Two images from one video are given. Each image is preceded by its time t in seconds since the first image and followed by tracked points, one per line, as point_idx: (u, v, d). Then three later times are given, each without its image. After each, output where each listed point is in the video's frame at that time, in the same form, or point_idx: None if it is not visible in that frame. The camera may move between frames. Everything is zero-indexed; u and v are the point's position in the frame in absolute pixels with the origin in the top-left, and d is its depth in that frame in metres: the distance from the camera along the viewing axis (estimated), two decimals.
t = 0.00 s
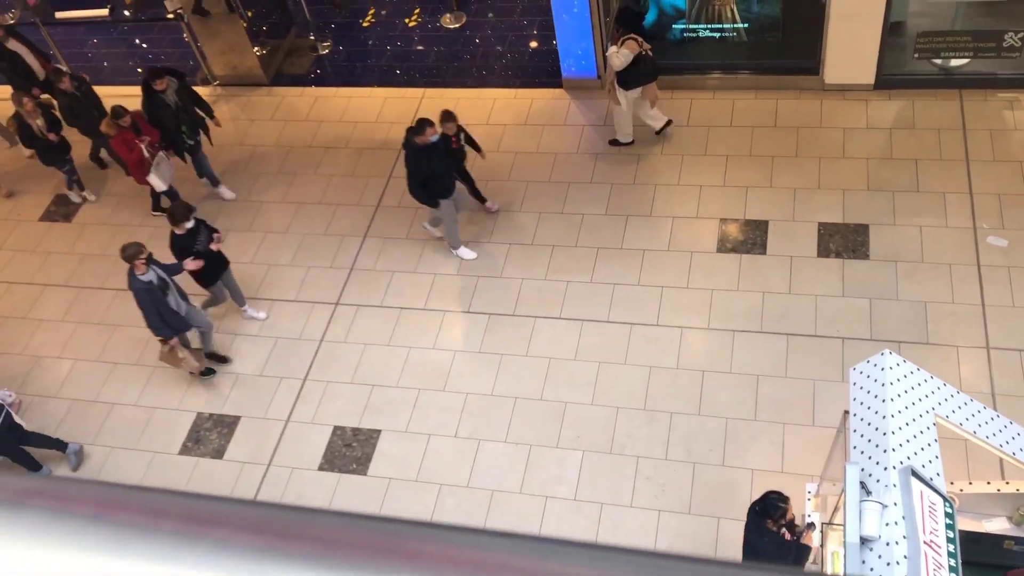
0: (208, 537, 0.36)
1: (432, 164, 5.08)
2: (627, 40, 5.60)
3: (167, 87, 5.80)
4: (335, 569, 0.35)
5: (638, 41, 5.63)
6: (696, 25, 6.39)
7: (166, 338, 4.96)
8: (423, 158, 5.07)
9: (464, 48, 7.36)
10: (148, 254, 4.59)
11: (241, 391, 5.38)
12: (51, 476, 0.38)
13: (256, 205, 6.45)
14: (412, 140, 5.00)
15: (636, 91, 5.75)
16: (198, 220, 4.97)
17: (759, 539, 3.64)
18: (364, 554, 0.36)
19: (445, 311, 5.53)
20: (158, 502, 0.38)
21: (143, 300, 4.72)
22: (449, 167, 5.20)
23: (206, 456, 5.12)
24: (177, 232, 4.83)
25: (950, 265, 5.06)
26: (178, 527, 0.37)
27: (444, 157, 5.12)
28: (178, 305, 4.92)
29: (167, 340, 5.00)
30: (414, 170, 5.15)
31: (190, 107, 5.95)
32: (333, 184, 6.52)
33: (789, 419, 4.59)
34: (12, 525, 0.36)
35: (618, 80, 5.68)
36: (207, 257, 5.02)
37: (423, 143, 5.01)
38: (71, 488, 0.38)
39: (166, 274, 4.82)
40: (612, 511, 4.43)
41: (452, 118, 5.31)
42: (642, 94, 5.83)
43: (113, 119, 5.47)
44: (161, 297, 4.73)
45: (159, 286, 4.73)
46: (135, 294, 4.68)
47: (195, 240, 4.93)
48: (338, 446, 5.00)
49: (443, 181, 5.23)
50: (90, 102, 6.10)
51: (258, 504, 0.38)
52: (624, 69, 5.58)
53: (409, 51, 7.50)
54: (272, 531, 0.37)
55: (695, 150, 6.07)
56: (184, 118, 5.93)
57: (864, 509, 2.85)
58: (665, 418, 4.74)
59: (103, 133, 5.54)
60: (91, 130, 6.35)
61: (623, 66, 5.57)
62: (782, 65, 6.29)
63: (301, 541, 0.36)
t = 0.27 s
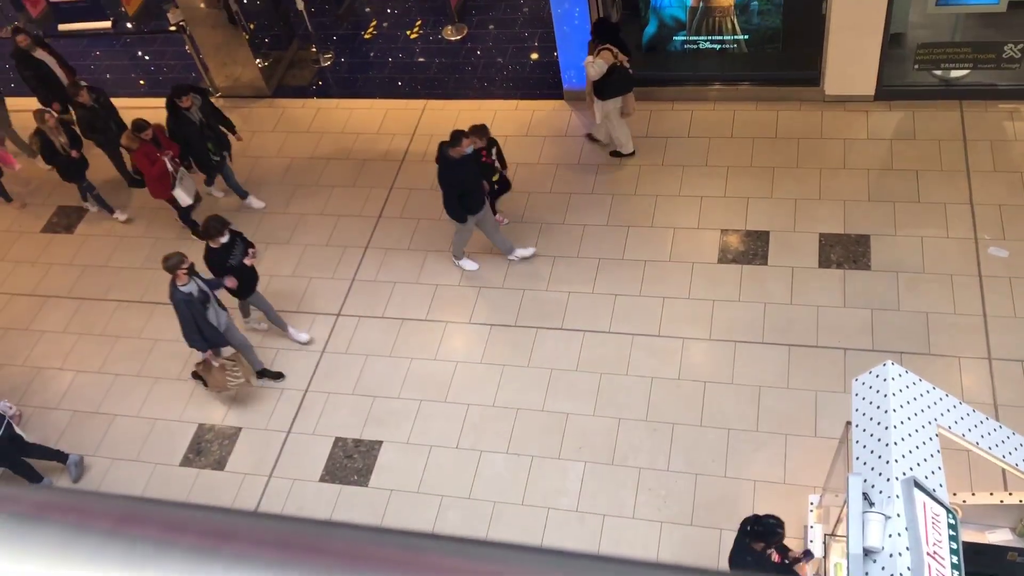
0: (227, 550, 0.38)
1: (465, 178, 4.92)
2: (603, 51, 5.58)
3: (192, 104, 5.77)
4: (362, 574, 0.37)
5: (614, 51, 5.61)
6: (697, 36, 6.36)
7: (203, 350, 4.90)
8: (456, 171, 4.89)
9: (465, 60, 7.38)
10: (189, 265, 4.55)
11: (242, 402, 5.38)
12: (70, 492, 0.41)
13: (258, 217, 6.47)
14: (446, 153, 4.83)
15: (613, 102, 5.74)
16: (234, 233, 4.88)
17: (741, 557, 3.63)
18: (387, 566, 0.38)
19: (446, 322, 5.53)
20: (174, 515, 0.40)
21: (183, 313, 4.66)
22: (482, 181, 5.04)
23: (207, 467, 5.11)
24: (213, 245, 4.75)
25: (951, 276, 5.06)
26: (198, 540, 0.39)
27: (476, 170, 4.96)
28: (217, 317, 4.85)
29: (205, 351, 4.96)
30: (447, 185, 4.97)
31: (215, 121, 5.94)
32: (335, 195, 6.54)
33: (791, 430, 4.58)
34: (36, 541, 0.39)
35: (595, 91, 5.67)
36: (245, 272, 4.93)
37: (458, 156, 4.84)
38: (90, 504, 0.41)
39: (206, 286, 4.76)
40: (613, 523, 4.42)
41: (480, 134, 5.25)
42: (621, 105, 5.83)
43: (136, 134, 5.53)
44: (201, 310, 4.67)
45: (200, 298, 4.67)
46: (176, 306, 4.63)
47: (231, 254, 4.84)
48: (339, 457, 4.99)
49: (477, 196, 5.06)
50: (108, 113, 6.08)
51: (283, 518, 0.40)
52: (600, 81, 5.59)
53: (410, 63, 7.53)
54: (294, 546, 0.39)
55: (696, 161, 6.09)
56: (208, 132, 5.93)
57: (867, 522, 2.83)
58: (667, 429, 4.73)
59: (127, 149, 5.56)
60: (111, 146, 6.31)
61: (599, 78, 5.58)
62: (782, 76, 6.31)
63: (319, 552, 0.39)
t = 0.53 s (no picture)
0: (222, 569, 0.39)
1: (487, 190, 4.94)
2: (566, 60, 5.56)
3: (197, 120, 5.73)
4: None
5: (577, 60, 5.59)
6: (682, 47, 6.40)
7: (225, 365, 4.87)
8: (477, 184, 4.94)
9: (452, 74, 7.41)
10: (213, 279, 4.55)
11: (233, 418, 5.36)
12: (64, 516, 0.42)
13: (246, 233, 6.45)
14: (468, 164, 4.88)
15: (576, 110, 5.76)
16: (258, 252, 4.85)
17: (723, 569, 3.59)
18: None
19: (436, 336, 5.52)
20: (174, 537, 0.42)
21: (205, 327, 4.65)
22: (504, 194, 5.06)
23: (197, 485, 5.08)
24: (237, 264, 4.70)
25: (938, 283, 5.09)
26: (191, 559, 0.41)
27: (497, 183, 4.99)
28: (234, 331, 4.89)
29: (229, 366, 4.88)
30: (468, 198, 5.01)
31: (225, 139, 5.96)
32: (323, 210, 6.53)
33: (782, 439, 4.59)
34: (25, 565, 0.39)
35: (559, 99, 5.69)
36: (267, 290, 4.90)
37: (480, 167, 4.87)
38: (79, 528, 0.42)
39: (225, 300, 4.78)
40: (607, 534, 4.41)
41: (514, 159, 5.16)
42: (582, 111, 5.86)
43: (146, 152, 5.45)
44: (223, 324, 4.67)
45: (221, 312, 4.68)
46: (197, 319, 4.63)
47: (255, 273, 4.80)
48: (330, 473, 4.97)
49: (500, 209, 5.09)
50: (114, 134, 6.11)
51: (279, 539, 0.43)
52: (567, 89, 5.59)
53: (397, 78, 7.54)
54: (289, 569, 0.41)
55: (683, 172, 6.11)
56: (218, 150, 5.94)
57: (859, 530, 2.84)
58: (659, 440, 4.73)
59: (137, 168, 5.50)
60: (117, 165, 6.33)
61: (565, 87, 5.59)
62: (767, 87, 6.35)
63: (311, 573, 0.40)
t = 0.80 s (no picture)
0: None
1: (486, 208, 4.85)
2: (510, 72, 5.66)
3: (186, 143, 5.64)
4: None
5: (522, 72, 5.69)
6: (642, 59, 6.48)
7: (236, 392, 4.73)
8: (475, 202, 4.83)
9: (415, 91, 7.42)
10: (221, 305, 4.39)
11: (203, 443, 5.30)
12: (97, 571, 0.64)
13: (212, 255, 6.40)
14: (465, 183, 4.78)
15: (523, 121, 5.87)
16: (260, 274, 4.77)
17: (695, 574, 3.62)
18: None
19: (407, 353, 5.51)
20: None
21: (217, 355, 4.49)
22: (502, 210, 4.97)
23: (169, 512, 5.01)
24: (241, 288, 4.62)
25: (901, 283, 5.17)
26: None
27: (496, 201, 4.89)
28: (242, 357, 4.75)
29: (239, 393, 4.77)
30: (463, 216, 4.91)
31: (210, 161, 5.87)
32: (289, 230, 6.50)
33: (753, 443, 4.63)
34: None
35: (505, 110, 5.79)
36: (271, 313, 4.83)
37: (478, 187, 4.78)
38: None
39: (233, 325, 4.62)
40: (584, 545, 4.41)
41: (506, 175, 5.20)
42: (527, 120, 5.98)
43: (134, 174, 5.41)
44: (236, 350, 4.52)
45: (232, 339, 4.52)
46: (208, 348, 4.46)
47: (258, 295, 4.72)
48: (304, 495, 4.93)
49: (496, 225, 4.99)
50: (93, 159, 6.06)
51: None
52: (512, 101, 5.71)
53: (359, 96, 7.54)
54: None
55: (647, 182, 6.16)
56: (205, 173, 5.84)
57: (832, 530, 2.87)
58: (632, 448, 4.75)
59: (124, 191, 5.44)
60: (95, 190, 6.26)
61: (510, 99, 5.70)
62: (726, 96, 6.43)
63: None
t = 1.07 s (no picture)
0: None
1: (463, 225, 4.84)
2: (425, 89, 5.68)
3: (141, 164, 5.50)
4: None
5: (437, 88, 5.72)
6: (575, 68, 6.66)
7: (221, 416, 4.67)
8: (451, 220, 4.84)
9: (350, 107, 7.36)
10: (201, 328, 4.34)
11: (147, 476, 5.16)
12: None
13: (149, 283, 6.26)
14: (440, 201, 4.78)
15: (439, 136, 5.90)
16: (239, 295, 4.70)
17: None
18: None
19: (354, 372, 5.44)
20: None
21: (198, 379, 4.43)
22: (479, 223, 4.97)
23: (115, 549, 4.88)
24: (219, 309, 4.54)
25: (838, 278, 5.28)
26: None
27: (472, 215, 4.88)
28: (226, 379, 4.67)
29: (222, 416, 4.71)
30: (442, 235, 4.91)
31: (169, 181, 5.71)
32: (227, 254, 6.39)
33: (703, 443, 4.67)
34: None
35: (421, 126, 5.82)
36: (251, 333, 4.75)
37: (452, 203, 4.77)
38: None
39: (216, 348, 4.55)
40: (542, 555, 4.40)
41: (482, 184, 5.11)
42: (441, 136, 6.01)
43: (83, 204, 5.39)
44: (218, 373, 4.44)
45: (214, 362, 4.45)
46: (189, 372, 4.40)
47: (237, 316, 4.65)
48: (254, 523, 4.83)
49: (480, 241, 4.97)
50: (41, 189, 5.82)
51: None
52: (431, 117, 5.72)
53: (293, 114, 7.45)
54: None
55: (586, 190, 6.20)
56: (165, 194, 5.69)
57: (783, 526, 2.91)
58: (584, 456, 4.76)
59: (76, 221, 5.48)
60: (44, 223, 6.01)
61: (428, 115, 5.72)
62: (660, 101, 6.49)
63: None
